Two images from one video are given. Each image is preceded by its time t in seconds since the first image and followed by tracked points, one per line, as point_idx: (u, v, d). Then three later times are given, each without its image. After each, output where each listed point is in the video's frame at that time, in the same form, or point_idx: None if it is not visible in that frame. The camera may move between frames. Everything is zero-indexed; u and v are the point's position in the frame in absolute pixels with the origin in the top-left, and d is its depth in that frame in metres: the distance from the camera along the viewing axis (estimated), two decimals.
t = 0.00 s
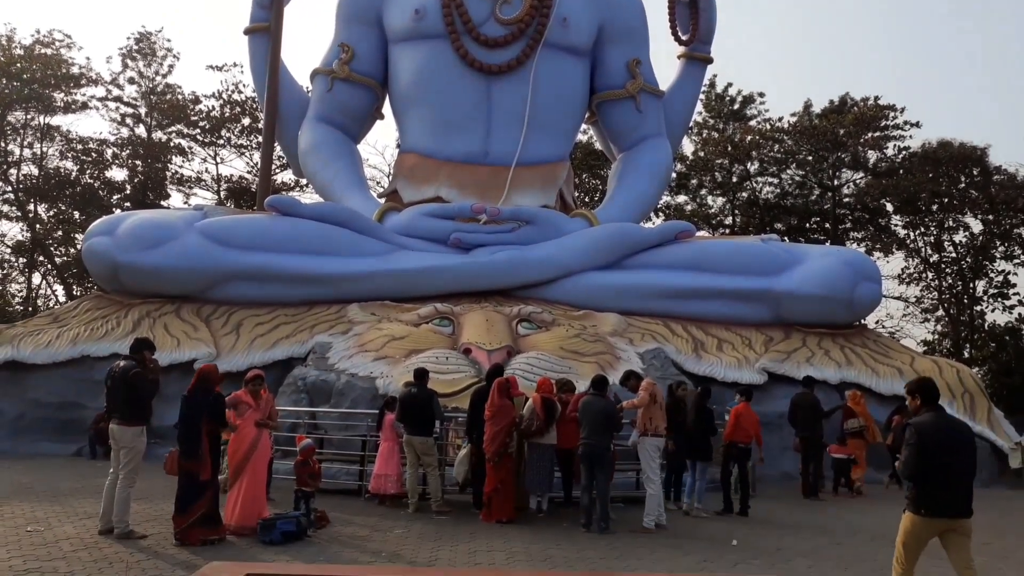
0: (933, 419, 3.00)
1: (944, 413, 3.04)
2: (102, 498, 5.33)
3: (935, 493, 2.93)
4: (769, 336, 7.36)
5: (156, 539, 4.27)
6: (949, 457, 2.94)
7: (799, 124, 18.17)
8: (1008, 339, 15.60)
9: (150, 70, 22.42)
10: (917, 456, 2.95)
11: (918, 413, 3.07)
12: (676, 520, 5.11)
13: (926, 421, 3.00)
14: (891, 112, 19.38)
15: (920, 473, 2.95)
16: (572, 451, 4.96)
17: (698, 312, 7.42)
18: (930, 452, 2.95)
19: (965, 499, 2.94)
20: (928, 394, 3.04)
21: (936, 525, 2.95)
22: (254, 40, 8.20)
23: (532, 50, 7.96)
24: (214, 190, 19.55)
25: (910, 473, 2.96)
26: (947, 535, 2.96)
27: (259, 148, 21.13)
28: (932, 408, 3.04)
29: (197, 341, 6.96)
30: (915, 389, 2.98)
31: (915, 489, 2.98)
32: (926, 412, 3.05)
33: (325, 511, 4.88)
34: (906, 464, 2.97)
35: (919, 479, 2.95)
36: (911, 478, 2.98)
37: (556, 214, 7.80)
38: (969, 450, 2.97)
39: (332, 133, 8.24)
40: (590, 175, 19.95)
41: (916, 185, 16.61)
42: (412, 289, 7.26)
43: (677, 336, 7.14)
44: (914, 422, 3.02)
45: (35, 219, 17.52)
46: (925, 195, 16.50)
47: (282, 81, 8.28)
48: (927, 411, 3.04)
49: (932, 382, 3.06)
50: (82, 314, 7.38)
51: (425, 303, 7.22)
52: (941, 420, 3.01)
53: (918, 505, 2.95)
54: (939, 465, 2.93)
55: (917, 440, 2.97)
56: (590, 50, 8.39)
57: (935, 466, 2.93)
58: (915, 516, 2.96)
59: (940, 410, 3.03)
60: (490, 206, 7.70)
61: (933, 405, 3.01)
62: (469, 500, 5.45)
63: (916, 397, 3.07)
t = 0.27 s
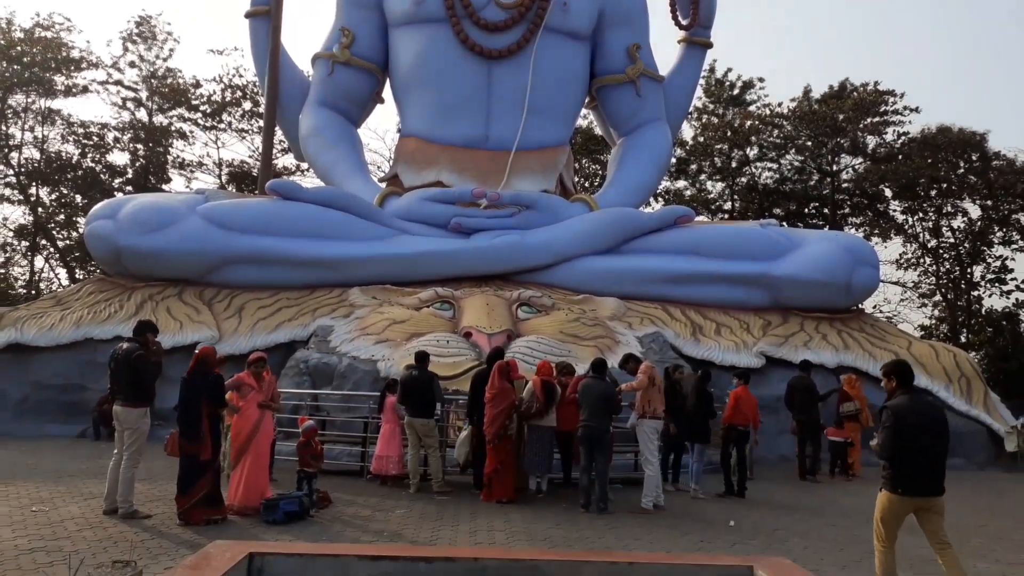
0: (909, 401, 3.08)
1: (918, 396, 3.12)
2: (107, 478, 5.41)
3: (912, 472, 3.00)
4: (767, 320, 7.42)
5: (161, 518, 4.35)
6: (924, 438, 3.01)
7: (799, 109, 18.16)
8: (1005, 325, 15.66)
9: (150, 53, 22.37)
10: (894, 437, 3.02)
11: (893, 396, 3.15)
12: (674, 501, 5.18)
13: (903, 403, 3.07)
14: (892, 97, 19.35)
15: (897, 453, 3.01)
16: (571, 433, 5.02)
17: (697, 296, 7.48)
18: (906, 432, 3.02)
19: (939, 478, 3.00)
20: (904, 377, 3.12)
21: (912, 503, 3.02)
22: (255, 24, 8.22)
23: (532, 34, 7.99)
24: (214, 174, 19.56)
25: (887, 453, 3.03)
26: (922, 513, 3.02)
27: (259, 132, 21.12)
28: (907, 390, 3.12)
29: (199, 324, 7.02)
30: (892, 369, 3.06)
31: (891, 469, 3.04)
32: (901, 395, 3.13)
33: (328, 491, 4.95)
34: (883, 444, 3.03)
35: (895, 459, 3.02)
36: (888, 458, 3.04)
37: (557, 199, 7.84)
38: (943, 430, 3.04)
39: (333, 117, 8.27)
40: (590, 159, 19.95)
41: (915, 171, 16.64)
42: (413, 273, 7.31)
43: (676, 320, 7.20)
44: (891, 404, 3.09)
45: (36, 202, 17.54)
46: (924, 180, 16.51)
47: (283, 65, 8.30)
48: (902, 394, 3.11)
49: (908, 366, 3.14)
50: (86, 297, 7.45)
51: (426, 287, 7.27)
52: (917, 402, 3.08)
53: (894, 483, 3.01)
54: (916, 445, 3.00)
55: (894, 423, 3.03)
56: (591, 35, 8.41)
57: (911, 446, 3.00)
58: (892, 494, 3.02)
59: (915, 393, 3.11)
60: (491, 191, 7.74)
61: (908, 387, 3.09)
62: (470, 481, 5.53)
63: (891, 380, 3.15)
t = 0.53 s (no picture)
0: (896, 382, 3.04)
1: (904, 375, 3.08)
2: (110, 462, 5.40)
3: (901, 453, 2.98)
4: (771, 304, 7.39)
5: (164, 503, 4.34)
6: (912, 419, 2.98)
7: (804, 91, 18.03)
8: (1010, 308, 15.60)
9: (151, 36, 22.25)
10: (883, 418, 2.99)
11: (879, 375, 3.11)
12: (677, 484, 5.17)
13: (889, 383, 3.03)
14: (898, 79, 19.19)
15: (884, 434, 2.99)
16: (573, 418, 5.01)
17: (700, 280, 7.44)
18: (893, 413, 2.99)
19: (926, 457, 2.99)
20: (891, 357, 3.07)
21: (900, 483, 3.00)
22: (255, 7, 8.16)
23: (535, 16, 7.94)
24: (216, 158, 19.49)
25: (876, 434, 3.01)
26: (910, 492, 3.02)
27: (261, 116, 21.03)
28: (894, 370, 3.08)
29: (201, 309, 7.00)
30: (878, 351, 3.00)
31: (879, 449, 3.02)
32: (887, 374, 3.09)
33: (331, 475, 4.95)
34: (871, 425, 3.01)
35: (884, 440, 3.00)
36: (876, 439, 3.02)
37: (559, 182, 7.80)
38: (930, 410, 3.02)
39: (334, 100, 8.23)
40: (593, 142, 19.85)
41: (921, 154, 16.53)
42: (416, 257, 7.28)
43: (679, 305, 7.17)
44: (878, 385, 3.05)
45: (38, 187, 17.49)
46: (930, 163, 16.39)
47: (284, 48, 8.25)
48: (889, 373, 3.07)
49: (893, 344, 3.09)
50: (88, 282, 7.44)
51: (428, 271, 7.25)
52: (903, 381, 3.04)
53: (883, 464, 2.99)
54: (904, 426, 2.97)
55: (883, 404, 3.00)
56: (594, 16, 8.33)
57: (900, 427, 2.98)
58: (881, 475, 3.01)
59: (901, 372, 3.07)
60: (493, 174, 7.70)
61: (894, 367, 3.05)
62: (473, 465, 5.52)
63: (877, 359, 3.09)
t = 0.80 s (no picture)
0: (882, 363, 3.02)
1: (888, 356, 3.08)
2: (112, 448, 5.41)
3: (890, 434, 2.98)
4: (772, 288, 7.38)
5: (166, 487, 4.35)
6: (900, 399, 2.98)
7: (806, 74, 17.93)
8: (1011, 292, 15.58)
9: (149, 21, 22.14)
10: (873, 401, 2.97)
11: (865, 357, 3.09)
12: (678, 468, 5.17)
13: (877, 365, 3.01)
14: (900, 61, 19.08)
15: (875, 416, 2.98)
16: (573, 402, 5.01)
17: (701, 264, 7.43)
18: (883, 394, 2.98)
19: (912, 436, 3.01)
20: (876, 338, 3.06)
21: (889, 461, 3.02)
22: None
23: None
24: (216, 143, 19.43)
25: (865, 416, 3.00)
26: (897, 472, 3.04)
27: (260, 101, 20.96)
28: (879, 351, 3.06)
29: (202, 295, 6.98)
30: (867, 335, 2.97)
31: (868, 431, 3.01)
32: (872, 355, 3.07)
33: (332, 459, 4.95)
34: (862, 408, 2.99)
35: (873, 422, 2.99)
36: (865, 421, 3.01)
37: (560, 167, 7.77)
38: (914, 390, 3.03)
39: (333, 84, 8.20)
40: (594, 126, 19.78)
41: (922, 137, 16.47)
42: (416, 242, 7.27)
43: (680, 289, 7.16)
44: (866, 367, 3.03)
45: (37, 173, 17.45)
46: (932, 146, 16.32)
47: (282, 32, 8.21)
48: (874, 355, 3.05)
49: (878, 326, 3.07)
50: (88, 268, 7.43)
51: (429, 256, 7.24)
52: (889, 362, 3.03)
53: (874, 446, 2.99)
54: (893, 408, 2.97)
55: (872, 385, 2.98)
56: None
57: (889, 408, 2.97)
58: (871, 456, 3.01)
59: (886, 353, 3.06)
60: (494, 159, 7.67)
61: (881, 349, 3.03)
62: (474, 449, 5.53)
63: (862, 341, 3.07)
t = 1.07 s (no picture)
0: (870, 347, 3.05)
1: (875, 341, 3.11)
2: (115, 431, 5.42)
3: (880, 418, 2.98)
4: (775, 272, 7.37)
5: (170, 470, 4.36)
6: (887, 384, 3.00)
7: (809, 58, 17.83)
8: (1014, 277, 15.55)
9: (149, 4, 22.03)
10: (865, 383, 2.98)
11: (851, 343, 3.11)
12: (680, 452, 5.18)
13: (867, 349, 3.03)
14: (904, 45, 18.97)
15: (866, 399, 2.99)
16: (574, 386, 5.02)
17: (704, 248, 7.42)
18: (873, 378, 3.00)
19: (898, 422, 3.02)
20: (863, 325, 3.09)
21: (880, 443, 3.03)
22: None
23: None
24: (217, 126, 19.37)
25: (855, 400, 3.00)
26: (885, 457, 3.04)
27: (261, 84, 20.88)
28: (865, 337, 3.09)
29: (204, 278, 6.99)
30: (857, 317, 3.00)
31: (857, 415, 3.01)
32: (858, 341, 3.10)
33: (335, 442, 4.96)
34: (854, 391, 2.99)
35: (863, 405, 2.99)
36: (855, 405, 3.01)
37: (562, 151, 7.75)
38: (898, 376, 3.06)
39: (334, 67, 8.16)
40: (596, 110, 19.69)
41: (927, 121, 16.39)
42: (418, 226, 7.26)
43: (683, 273, 7.15)
44: (855, 351, 3.05)
45: (38, 156, 17.41)
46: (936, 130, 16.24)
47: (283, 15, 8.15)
48: (861, 341, 3.08)
49: (864, 312, 3.11)
50: (90, 252, 7.44)
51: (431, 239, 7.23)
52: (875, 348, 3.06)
53: (865, 429, 2.98)
54: (882, 391, 2.98)
55: (863, 368, 2.99)
56: None
57: (878, 392, 2.98)
58: (862, 440, 3.00)
59: (873, 339, 3.09)
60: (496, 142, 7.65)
61: (869, 333, 3.06)
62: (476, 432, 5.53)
63: (848, 326, 3.11)
